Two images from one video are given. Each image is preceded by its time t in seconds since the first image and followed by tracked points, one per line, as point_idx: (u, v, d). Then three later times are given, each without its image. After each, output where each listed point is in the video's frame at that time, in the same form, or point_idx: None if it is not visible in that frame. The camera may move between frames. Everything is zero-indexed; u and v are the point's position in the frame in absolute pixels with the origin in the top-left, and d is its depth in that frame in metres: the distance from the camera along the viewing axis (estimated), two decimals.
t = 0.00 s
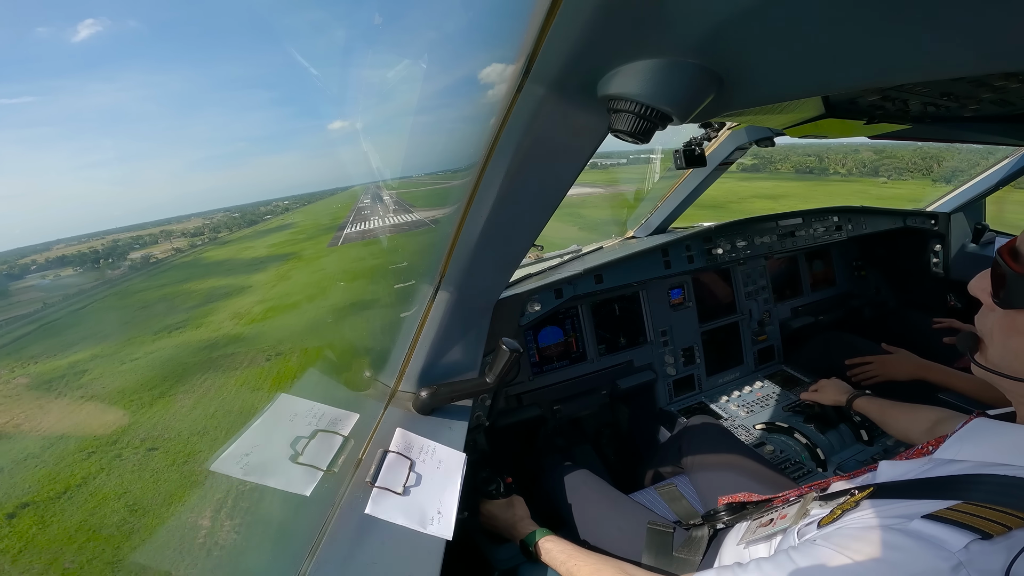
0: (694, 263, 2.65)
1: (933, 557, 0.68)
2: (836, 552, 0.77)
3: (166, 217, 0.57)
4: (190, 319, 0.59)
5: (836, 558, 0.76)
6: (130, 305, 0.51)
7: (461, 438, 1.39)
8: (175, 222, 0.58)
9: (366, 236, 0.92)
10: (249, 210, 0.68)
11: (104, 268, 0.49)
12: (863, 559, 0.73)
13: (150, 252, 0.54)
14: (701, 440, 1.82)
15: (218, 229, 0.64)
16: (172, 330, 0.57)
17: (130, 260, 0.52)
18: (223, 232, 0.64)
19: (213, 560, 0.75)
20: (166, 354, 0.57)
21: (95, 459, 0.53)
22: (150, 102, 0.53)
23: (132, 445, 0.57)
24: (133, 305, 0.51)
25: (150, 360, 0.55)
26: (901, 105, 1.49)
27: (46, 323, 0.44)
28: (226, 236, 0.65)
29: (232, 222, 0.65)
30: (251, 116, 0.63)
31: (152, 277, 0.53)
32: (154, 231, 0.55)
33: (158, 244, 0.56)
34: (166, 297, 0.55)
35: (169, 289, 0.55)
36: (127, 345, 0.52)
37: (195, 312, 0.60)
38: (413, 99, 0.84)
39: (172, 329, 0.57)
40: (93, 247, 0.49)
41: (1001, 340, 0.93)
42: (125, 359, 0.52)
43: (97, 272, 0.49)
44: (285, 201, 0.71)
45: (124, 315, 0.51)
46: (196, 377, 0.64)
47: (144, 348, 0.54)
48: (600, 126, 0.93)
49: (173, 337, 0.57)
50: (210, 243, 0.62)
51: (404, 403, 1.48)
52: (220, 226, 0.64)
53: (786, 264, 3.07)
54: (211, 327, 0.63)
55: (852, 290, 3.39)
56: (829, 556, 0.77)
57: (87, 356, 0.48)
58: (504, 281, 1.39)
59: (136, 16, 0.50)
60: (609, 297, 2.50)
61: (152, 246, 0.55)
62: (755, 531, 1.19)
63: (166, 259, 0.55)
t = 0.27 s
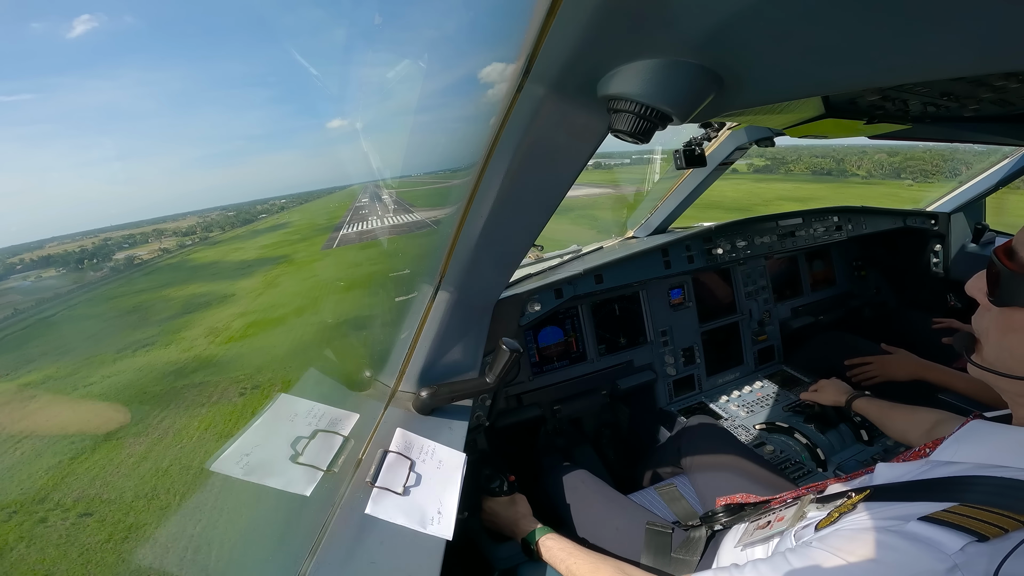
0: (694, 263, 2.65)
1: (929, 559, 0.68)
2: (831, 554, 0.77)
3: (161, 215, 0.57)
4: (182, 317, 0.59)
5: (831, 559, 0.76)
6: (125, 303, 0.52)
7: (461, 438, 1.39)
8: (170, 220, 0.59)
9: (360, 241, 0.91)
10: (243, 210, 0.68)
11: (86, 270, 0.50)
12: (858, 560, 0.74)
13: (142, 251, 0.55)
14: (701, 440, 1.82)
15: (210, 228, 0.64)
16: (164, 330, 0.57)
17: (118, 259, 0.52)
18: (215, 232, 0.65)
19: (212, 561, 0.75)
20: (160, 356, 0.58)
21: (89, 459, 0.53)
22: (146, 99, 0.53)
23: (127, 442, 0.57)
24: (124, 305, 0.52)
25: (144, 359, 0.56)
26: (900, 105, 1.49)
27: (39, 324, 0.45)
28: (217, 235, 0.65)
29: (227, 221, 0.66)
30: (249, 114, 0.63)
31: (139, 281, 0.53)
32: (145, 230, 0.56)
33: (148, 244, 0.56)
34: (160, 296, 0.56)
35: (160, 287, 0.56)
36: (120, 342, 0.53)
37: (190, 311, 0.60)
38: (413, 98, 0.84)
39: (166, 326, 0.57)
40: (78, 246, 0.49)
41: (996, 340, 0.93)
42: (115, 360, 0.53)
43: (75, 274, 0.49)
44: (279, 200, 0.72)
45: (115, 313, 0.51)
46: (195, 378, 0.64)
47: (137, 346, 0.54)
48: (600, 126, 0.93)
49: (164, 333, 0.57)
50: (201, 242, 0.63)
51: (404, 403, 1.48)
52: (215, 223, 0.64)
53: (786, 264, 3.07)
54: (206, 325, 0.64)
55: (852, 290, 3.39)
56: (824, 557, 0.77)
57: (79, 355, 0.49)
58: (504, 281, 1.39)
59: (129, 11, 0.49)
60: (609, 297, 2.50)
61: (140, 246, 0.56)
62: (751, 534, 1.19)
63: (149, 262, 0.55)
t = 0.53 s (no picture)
0: (694, 263, 2.65)
1: (930, 558, 0.68)
2: (833, 553, 0.77)
3: (156, 214, 0.57)
4: (182, 315, 0.60)
5: (832, 557, 0.76)
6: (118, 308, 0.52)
7: (461, 438, 1.39)
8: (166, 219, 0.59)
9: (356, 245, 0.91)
10: (237, 210, 0.68)
11: (70, 271, 0.48)
12: (858, 559, 0.74)
13: (131, 251, 0.55)
14: (701, 440, 1.82)
15: (203, 226, 0.64)
16: (164, 329, 0.58)
17: (104, 260, 0.52)
18: (207, 231, 0.65)
19: (211, 560, 0.74)
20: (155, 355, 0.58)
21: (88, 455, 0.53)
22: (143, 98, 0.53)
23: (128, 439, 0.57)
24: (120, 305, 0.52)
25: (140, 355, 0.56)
26: (901, 105, 1.49)
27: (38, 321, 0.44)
28: (209, 235, 0.65)
29: (222, 221, 0.67)
30: (247, 112, 0.63)
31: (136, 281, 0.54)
32: (135, 230, 0.56)
33: (138, 244, 0.56)
34: (159, 293, 0.57)
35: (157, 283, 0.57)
36: (119, 340, 0.53)
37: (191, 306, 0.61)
38: (412, 97, 0.84)
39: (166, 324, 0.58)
40: (67, 245, 0.49)
41: (995, 337, 0.93)
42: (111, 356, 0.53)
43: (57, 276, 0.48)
44: (267, 203, 0.72)
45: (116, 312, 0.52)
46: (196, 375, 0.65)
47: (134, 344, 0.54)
48: (600, 126, 0.93)
49: (163, 333, 0.58)
50: (192, 243, 0.63)
51: (404, 403, 1.47)
52: (208, 222, 0.65)
53: (786, 264, 3.07)
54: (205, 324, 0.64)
55: (852, 290, 3.39)
56: (825, 555, 0.77)
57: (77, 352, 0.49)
58: (504, 280, 1.39)
59: (128, 9, 0.50)
60: (609, 297, 2.50)
61: (128, 247, 0.55)
62: (755, 532, 1.19)
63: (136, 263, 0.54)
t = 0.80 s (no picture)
0: (694, 263, 2.65)
1: (937, 553, 0.68)
2: (838, 548, 0.77)
3: (151, 214, 0.58)
4: (180, 315, 0.59)
5: (838, 552, 0.76)
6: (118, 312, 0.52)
7: (461, 438, 1.39)
8: (158, 220, 0.59)
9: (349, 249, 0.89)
10: (230, 207, 0.67)
11: (47, 276, 0.47)
12: (862, 554, 0.74)
13: (115, 254, 0.54)
14: (701, 439, 1.82)
15: (199, 226, 0.64)
16: (164, 330, 0.58)
17: (87, 264, 0.51)
18: (199, 231, 0.64)
19: (212, 560, 0.74)
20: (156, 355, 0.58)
21: (91, 456, 0.53)
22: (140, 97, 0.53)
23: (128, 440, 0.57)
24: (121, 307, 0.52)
25: (142, 355, 0.56)
26: (901, 105, 1.49)
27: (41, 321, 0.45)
28: (199, 237, 0.64)
29: (212, 222, 0.66)
30: (246, 112, 0.63)
31: (135, 282, 0.55)
32: (114, 231, 0.54)
33: (125, 246, 0.56)
34: (153, 294, 0.57)
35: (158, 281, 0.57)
36: (119, 340, 0.53)
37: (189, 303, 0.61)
38: (412, 96, 0.84)
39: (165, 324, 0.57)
40: (58, 246, 0.48)
41: (1001, 334, 0.92)
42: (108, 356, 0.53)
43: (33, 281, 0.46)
44: (261, 201, 0.71)
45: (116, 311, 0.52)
46: (196, 375, 0.65)
47: (133, 344, 0.54)
48: (600, 126, 0.93)
49: (163, 333, 0.58)
50: (183, 245, 0.62)
51: (404, 403, 1.48)
52: (201, 221, 0.64)
53: (786, 264, 3.07)
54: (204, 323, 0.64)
55: (852, 290, 3.39)
56: (830, 550, 0.77)
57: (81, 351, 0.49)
58: (504, 280, 1.39)
59: (122, 6, 0.50)
60: (609, 297, 2.50)
61: (110, 250, 0.54)
62: (759, 531, 1.19)
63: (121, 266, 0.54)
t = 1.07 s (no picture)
0: (694, 263, 2.65)
1: (941, 547, 0.68)
2: (842, 542, 0.77)
3: (147, 215, 0.57)
4: (182, 313, 0.59)
5: (842, 546, 0.76)
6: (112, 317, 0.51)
7: (461, 438, 1.39)
8: (152, 220, 0.58)
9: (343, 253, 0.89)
10: (225, 208, 0.65)
11: (27, 281, 0.45)
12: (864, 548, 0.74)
13: (101, 257, 0.52)
14: (702, 439, 1.81)
15: (196, 226, 0.63)
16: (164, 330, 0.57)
17: (69, 268, 0.49)
18: (193, 232, 0.62)
19: (212, 560, 0.74)
20: (155, 357, 0.57)
21: (91, 456, 0.53)
22: (136, 98, 0.53)
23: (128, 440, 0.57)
24: (119, 310, 0.52)
25: (141, 358, 0.56)
26: (901, 105, 1.49)
27: (41, 320, 0.44)
28: (190, 239, 0.62)
29: (207, 223, 0.64)
30: (243, 111, 0.63)
31: (125, 288, 0.53)
32: (101, 233, 0.53)
33: (115, 248, 0.54)
34: (160, 281, 0.56)
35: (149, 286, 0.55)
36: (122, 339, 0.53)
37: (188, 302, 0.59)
38: (412, 96, 0.83)
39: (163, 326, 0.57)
40: (53, 247, 0.47)
41: (1003, 331, 0.92)
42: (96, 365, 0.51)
43: (11, 287, 0.44)
44: (255, 204, 0.69)
45: (115, 311, 0.52)
46: (196, 376, 0.65)
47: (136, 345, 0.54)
48: (600, 126, 0.93)
49: (163, 333, 0.57)
50: (172, 248, 0.59)
51: (404, 403, 1.48)
52: (196, 223, 0.63)
53: (786, 264, 3.07)
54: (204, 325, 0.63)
55: (852, 290, 3.39)
56: (835, 544, 0.77)
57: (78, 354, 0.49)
58: (504, 280, 1.39)
59: (116, 4, 0.49)
60: (609, 297, 2.50)
61: (95, 253, 0.52)
62: (761, 527, 1.19)
63: (104, 272, 0.51)
